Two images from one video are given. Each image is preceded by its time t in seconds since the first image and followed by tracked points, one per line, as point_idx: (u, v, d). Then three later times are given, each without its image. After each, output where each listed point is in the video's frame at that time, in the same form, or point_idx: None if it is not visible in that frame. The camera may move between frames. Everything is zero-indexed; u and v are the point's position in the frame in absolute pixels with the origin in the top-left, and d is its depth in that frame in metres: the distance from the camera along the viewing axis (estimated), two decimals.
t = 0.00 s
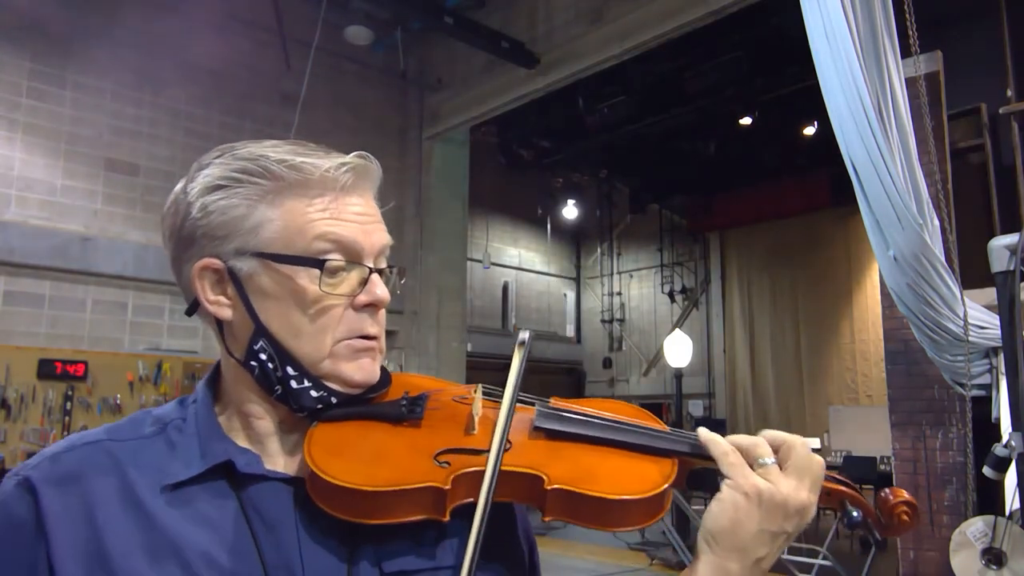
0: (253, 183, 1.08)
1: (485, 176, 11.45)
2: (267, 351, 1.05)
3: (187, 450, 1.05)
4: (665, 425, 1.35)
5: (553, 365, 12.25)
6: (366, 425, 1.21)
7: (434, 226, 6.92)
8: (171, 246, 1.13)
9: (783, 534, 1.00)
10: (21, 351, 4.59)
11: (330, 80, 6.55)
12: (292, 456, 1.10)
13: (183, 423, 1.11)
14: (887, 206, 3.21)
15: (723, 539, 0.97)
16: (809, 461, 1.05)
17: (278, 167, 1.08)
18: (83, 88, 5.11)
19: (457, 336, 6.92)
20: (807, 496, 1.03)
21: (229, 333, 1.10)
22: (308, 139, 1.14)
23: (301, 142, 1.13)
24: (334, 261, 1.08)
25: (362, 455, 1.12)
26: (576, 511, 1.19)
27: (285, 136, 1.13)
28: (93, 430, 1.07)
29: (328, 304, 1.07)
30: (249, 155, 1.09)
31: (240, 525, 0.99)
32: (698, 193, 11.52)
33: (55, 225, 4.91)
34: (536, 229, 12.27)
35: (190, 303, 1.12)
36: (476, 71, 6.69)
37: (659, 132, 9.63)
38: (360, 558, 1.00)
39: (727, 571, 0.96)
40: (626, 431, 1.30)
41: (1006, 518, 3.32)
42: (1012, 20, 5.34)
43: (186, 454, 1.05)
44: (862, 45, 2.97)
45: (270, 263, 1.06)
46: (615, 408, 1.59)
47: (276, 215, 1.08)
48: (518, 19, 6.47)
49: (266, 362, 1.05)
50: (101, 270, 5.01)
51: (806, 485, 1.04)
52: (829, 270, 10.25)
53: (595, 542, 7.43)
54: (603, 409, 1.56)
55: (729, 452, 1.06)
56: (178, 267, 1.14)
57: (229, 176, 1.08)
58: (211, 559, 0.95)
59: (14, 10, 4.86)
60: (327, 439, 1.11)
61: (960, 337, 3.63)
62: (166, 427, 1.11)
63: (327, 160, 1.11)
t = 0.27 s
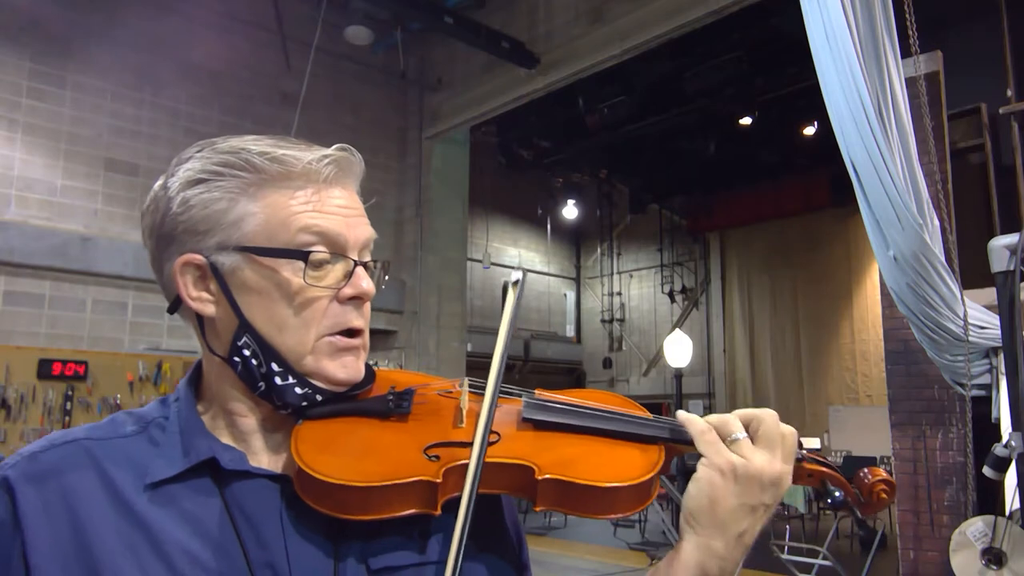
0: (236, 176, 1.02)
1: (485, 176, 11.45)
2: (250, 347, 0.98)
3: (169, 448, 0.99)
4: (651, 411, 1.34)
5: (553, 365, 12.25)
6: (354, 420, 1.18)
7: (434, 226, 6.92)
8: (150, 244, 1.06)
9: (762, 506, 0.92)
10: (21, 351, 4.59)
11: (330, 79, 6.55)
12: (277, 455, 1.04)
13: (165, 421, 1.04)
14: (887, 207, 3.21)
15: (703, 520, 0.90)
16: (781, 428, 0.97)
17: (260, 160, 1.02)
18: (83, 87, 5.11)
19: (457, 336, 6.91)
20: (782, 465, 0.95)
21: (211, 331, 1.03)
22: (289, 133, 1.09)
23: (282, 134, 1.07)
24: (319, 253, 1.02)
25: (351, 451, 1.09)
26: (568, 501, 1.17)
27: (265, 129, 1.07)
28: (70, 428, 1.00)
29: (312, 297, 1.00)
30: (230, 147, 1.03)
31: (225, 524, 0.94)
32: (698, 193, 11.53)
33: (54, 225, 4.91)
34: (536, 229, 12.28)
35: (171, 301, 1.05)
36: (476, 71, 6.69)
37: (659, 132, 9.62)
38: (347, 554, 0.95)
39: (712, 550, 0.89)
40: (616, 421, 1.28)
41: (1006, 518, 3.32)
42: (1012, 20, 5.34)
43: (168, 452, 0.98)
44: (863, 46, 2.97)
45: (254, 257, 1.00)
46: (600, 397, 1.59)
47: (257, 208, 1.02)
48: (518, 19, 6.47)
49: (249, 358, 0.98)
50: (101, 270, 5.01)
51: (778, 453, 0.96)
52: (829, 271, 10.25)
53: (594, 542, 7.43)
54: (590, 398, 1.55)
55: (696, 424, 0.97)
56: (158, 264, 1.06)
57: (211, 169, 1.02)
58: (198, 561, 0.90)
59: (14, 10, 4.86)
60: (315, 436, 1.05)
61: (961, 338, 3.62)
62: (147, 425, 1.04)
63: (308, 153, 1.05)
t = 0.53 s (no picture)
0: (227, 173, 1.01)
1: (485, 176, 11.46)
2: (236, 344, 0.98)
3: (150, 446, 0.97)
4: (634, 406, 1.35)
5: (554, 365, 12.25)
6: (338, 417, 1.17)
7: (434, 226, 6.92)
8: (137, 237, 1.05)
9: (755, 504, 0.89)
10: (21, 351, 4.59)
11: (329, 79, 6.55)
12: (261, 452, 1.03)
13: (146, 421, 1.02)
14: (886, 207, 3.21)
15: (695, 514, 0.87)
16: (776, 428, 0.94)
17: (253, 158, 1.01)
18: (83, 87, 5.11)
19: (457, 336, 6.91)
20: (777, 464, 0.92)
21: (196, 327, 1.02)
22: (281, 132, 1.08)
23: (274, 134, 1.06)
24: (308, 253, 1.02)
25: (335, 448, 1.08)
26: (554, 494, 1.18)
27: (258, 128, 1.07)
28: (50, 427, 0.97)
29: (300, 296, 1.00)
30: (222, 144, 1.02)
31: (209, 523, 0.92)
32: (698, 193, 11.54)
33: (54, 225, 4.91)
34: (536, 229, 12.28)
35: (156, 296, 1.05)
36: (476, 72, 6.68)
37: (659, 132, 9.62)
38: (331, 549, 0.94)
39: (703, 545, 0.86)
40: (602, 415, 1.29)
41: (1006, 518, 3.32)
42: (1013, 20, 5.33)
43: (150, 450, 0.96)
44: (863, 46, 2.97)
45: (242, 254, 1.00)
46: (582, 392, 1.60)
47: (247, 206, 1.01)
48: (518, 19, 6.47)
49: (235, 355, 0.97)
50: (101, 270, 5.01)
51: (774, 452, 0.93)
52: (829, 271, 10.25)
53: (593, 542, 7.43)
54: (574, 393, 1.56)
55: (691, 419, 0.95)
56: (145, 259, 1.06)
57: (201, 165, 1.01)
58: (182, 560, 0.88)
59: (14, 10, 4.86)
60: (299, 432, 1.05)
61: (960, 338, 3.62)
62: (127, 425, 1.02)
63: (301, 152, 1.05)
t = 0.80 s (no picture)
0: (219, 172, 1.01)
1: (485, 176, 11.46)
2: (226, 343, 0.97)
3: (140, 444, 0.96)
4: (622, 411, 1.36)
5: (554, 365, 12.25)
6: (330, 416, 1.18)
7: (434, 226, 6.91)
8: (127, 236, 1.05)
9: (740, 507, 0.90)
10: (21, 351, 4.59)
11: (329, 79, 6.55)
12: (251, 452, 1.03)
13: (136, 418, 1.02)
14: (887, 207, 3.21)
15: (681, 515, 0.88)
16: (761, 431, 0.95)
17: (245, 157, 1.01)
18: (83, 87, 5.11)
19: (457, 336, 6.91)
20: (762, 467, 0.92)
21: (187, 326, 1.02)
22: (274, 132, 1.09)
23: (267, 134, 1.07)
24: (299, 252, 1.01)
25: (326, 448, 1.10)
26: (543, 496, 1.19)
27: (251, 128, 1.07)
28: (39, 423, 0.97)
29: (292, 295, 1.00)
30: (215, 143, 1.03)
31: (199, 521, 0.92)
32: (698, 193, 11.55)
33: (55, 225, 4.91)
34: (536, 229, 12.28)
35: (147, 294, 1.05)
36: (476, 72, 6.68)
37: (659, 132, 9.61)
38: (321, 549, 0.94)
39: (688, 546, 0.86)
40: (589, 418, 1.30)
41: (1006, 518, 3.32)
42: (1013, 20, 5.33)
43: (139, 448, 0.96)
44: (863, 46, 2.97)
45: (234, 253, 1.00)
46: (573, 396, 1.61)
47: (240, 205, 1.01)
48: (518, 19, 6.47)
49: (225, 353, 0.97)
50: (101, 270, 5.01)
51: (759, 456, 0.93)
52: (829, 271, 10.25)
53: (593, 542, 7.43)
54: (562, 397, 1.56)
55: (680, 421, 0.95)
56: (135, 258, 1.06)
57: (194, 164, 1.01)
58: (172, 558, 0.88)
59: (14, 10, 4.86)
60: (289, 432, 1.05)
61: (960, 338, 3.62)
62: (117, 422, 1.01)
63: (293, 152, 1.05)
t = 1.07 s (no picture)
0: (214, 172, 1.01)
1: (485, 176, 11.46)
2: (222, 342, 0.97)
3: (137, 444, 0.96)
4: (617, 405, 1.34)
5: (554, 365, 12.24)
6: (326, 415, 1.18)
7: (434, 226, 6.91)
8: (122, 237, 1.05)
9: (728, 497, 0.89)
10: (21, 351, 4.59)
11: (329, 79, 6.55)
12: (247, 451, 1.03)
13: (133, 418, 1.02)
14: (886, 206, 3.21)
15: (669, 509, 0.88)
16: (744, 419, 0.93)
17: (239, 157, 1.01)
18: (83, 87, 5.11)
19: (457, 336, 6.91)
20: (746, 455, 0.91)
21: (182, 326, 1.02)
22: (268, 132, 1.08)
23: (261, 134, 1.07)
24: (294, 251, 1.02)
25: (322, 445, 1.09)
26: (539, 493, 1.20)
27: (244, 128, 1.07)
28: (37, 422, 0.97)
29: (287, 294, 1.00)
30: (209, 143, 1.02)
31: (196, 519, 0.92)
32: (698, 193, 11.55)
33: (54, 225, 4.91)
34: (536, 229, 12.29)
35: (142, 295, 1.04)
36: (476, 72, 6.69)
37: (659, 132, 9.61)
38: (318, 548, 0.95)
39: (678, 539, 0.87)
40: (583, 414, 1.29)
41: (1006, 518, 3.32)
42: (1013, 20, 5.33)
43: (137, 447, 0.96)
44: (863, 45, 2.97)
45: (229, 253, 0.99)
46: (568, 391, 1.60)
47: (234, 205, 1.01)
48: (518, 20, 6.47)
49: (221, 353, 0.97)
50: (101, 270, 5.01)
51: (743, 444, 0.92)
52: (829, 271, 10.25)
53: (593, 542, 7.43)
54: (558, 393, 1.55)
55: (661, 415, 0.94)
56: (130, 259, 1.05)
57: (188, 164, 1.01)
58: (170, 556, 0.88)
59: (14, 10, 4.86)
60: (285, 431, 1.05)
61: (960, 337, 3.62)
62: (115, 423, 1.01)
63: (287, 151, 1.05)
